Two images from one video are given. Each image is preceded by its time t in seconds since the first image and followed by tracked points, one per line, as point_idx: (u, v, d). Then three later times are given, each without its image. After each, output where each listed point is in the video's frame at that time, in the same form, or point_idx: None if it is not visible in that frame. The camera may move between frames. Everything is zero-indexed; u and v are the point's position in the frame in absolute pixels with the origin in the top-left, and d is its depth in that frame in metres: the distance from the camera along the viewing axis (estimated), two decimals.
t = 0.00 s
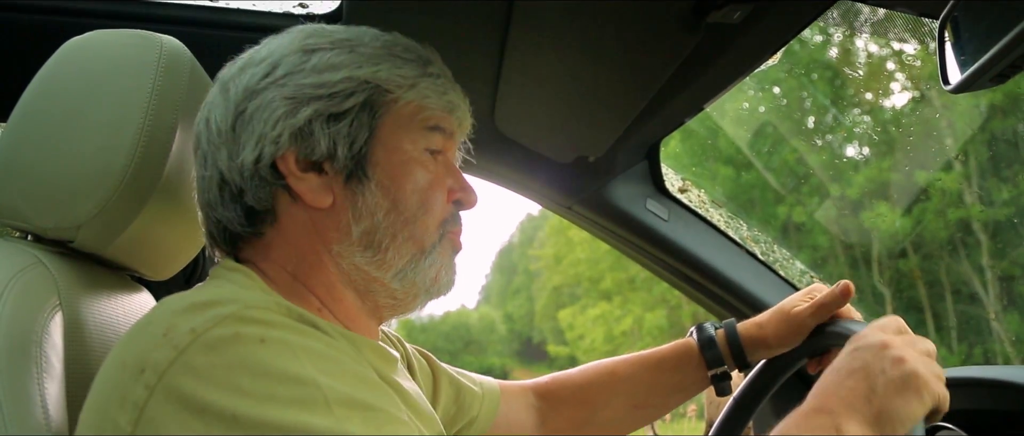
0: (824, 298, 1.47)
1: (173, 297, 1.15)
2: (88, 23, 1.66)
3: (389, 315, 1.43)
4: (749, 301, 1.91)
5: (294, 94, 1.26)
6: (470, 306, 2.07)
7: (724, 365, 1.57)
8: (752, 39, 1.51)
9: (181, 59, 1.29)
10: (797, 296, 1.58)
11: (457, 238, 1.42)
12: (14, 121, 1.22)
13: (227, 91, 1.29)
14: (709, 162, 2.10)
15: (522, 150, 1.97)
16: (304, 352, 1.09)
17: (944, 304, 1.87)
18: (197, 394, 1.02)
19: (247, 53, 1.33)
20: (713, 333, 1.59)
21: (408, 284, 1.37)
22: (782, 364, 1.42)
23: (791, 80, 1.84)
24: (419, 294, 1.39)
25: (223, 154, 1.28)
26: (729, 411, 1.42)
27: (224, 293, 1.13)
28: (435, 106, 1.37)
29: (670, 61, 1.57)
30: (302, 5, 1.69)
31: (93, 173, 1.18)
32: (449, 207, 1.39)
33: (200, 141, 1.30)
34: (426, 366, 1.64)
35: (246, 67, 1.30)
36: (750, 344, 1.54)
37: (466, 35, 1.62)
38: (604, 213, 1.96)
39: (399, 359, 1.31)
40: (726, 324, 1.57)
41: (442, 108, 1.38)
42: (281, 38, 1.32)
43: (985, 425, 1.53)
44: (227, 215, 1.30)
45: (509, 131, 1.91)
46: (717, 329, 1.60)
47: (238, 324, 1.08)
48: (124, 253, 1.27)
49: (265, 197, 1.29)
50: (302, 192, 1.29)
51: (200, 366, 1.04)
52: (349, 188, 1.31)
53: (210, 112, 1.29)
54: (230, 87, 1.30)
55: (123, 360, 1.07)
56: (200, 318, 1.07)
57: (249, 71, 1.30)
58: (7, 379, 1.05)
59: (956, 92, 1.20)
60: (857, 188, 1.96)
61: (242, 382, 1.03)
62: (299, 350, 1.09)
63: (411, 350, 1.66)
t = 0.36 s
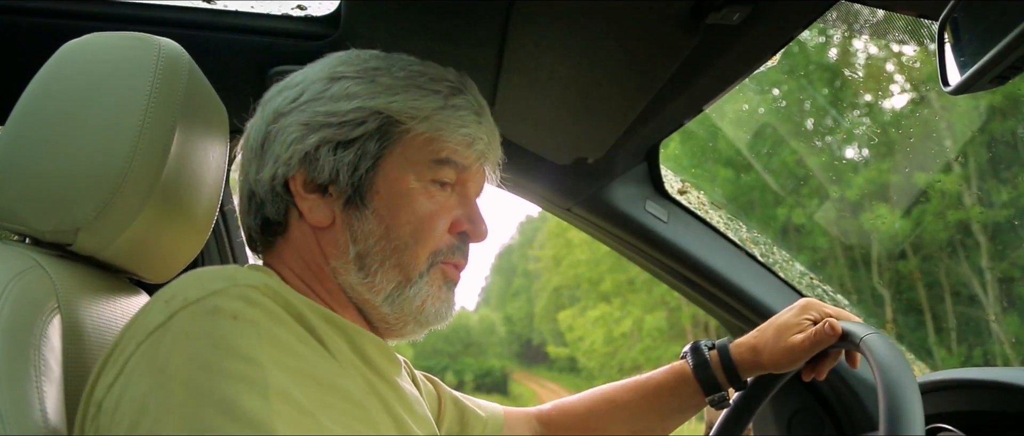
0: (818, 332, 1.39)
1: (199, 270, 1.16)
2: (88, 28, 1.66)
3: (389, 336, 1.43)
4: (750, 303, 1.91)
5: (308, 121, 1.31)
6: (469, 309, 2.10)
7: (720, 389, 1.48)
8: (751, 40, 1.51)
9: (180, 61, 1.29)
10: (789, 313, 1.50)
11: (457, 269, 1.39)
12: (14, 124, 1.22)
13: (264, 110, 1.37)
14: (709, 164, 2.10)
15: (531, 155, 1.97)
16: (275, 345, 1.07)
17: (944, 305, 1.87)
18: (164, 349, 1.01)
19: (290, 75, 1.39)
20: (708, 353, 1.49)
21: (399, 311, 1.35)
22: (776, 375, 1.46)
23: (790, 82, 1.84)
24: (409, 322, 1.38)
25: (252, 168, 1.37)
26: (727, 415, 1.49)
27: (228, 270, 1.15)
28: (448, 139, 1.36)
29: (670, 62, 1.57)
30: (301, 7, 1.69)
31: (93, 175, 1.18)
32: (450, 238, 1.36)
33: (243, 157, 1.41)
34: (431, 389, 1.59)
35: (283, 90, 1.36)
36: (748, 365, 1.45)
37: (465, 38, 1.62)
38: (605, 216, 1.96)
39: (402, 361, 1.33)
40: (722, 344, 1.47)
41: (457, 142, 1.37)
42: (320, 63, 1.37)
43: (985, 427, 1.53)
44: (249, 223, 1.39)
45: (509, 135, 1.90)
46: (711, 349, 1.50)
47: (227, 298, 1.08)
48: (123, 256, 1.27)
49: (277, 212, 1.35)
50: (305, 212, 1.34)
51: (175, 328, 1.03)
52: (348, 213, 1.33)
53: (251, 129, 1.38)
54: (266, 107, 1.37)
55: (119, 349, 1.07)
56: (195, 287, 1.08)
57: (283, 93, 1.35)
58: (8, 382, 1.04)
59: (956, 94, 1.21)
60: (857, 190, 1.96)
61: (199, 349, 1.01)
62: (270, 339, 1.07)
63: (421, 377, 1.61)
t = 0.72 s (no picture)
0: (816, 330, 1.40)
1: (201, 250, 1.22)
2: (87, 24, 1.65)
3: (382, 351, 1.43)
4: (749, 301, 1.91)
5: (308, 135, 1.36)
6: (470, 309, 2.10)
7: (719, 390, 1.48)
8: (751, 40, 1.51)
9: (180, 61, 1.29)
10: (786, 313, 1.51)
11: (439, 288, 1.36)
12: (15, 124, 1.22)
13: (281, 123, 1.44)
14: (709, 163, 2.10)
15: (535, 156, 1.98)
16: (209, 319, 1.07)
17: (944, 305, 1.87)
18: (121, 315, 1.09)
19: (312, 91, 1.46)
20: (706, 356, 1.49)
21: (376, 326, 1.35)
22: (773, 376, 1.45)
23: (790, 82, 1.84)
24: (388, 338, 1.37)
25: (265, 176, 1.44)
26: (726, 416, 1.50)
27: (216, 252, 1.21)
28: (440, 161, 1.34)
29: (670, 61, 1.57)
30: (301, 6, 1.68)
31: (94, 174, 1.18)
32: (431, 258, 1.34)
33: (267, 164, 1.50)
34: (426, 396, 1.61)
35: (298, 103, 1.42)
36: (746, 367, 1.45)
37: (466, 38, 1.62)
38: (605, 215, 1.96)
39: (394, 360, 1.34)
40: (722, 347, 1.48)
41: (448, 164, 1.35)
42: (337, 81, 1.42)
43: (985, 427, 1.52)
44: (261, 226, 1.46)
45: (509, 134, 1.91)
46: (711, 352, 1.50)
47: (189, 273, 1.13)
48: (123, 255, 1.27)
49: (282, 218, 1.42)
50: (300, 221, 1.39)
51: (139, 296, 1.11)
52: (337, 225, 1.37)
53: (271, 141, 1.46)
54: (284, 118, 1.44)
55: (103, 332, 1.08)
56: (177, 263, 1.16)
57: (298, 108, 1.41)
58: (8, 379, 1.05)
59: (956, 93, 1.21)
60: (857, 189, 1.96)
61: (136, 317, 1.06)
62: (204, 312, 1.08)
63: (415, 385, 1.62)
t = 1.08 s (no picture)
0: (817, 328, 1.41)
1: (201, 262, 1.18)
2: (87, 23, 1.65)
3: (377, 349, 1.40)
4: (749, 300, 1.91)
5: (314, 124, 1.33)
6: (470, 308, 2.10)
7: (720, 388, 1.47)
8: (750, 39, 1.51)
9: (180, 59, 1.29)
10: (785, 313, 1.52)
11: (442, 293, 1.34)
12: (14, 122, 1.22)
13: (284, 107, 1.40)
14: (709, 162, 2.09)
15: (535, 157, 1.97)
16: (207, 353, 1.02)
17: (944, 304, 1.87)
18: (113, 337, 1.06)
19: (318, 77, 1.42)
20: (708, 353, 1.48)
21: (376, 327, 1.32)
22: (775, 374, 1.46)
23: (790, 81, 1.84)
24: (387, 340, 1.33)
25: (264, 161, 1.41)
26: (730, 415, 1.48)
27: (213, 267, 1.15)
28: (451, 162, 1.30)
29: (668, 59, 1.57)
30: (301, 5, 1.68)
31: (93, 172, 1.18)
32: (436, 259, 1.30)
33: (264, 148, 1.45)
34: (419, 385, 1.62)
35: (306, 89, 1.39)
36: (748, 366, 1.45)
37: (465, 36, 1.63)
38: (605, 213, 1.96)
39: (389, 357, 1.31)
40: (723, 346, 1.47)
41: (459, 165, 1.30)
42: (343, 68, 1.39)
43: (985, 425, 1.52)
44: (258, 211, 1.43)
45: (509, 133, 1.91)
46: (711, 348, 1.50)
47: (183, 296, 1.08)
48: (123, 254, 1.27)
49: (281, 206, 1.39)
50: (301, 211, 1.36)
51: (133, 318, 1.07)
52: (341, 218, 1.34)
53: (271, 124, 1.42)
54: (288, 104, 1.40)
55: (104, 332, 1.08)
56: (173, 282, 1.11)
57: (303, 93, 1.38)
58: (8, 378, 1.05)
59: (956, 90, 1.20)
60: (857, 188, 1.96)
61: (129, 347, 1.03)
62: (202, 344, 1.03)
63: (407, 375, 1.63)
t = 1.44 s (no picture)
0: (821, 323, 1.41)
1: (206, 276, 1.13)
2: (87, 18, 1.66)
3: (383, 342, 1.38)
4: (749, 295, 1.91)
5: (320, 104, 1.24)
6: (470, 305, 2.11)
7: (720, 381, 1.51)
8: (750, 36, 1.51)
9: (180, 54, 1.28)
10: (787, 306, 1.51)
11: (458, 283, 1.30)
12: (14, 117, 1.22)
13: (281, 82, 1.30)
14: (709, 157, 2.08)
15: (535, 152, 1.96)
16: (254, 395, 0.96)
17: (944, 300, 1.90)
18: (130, 383, 0.96)
19: (314, 48, 1.32)
20: (710, 345, 1.51)
21: (388, 322, 1.29)
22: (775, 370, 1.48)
23: (790, 76, 1.83)
24: (399, 334, 1.31)
25: (260, 143, 1.31)
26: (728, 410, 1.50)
27: (229, 292, 1.07)
28: (469, 150, 1.25)
29: (666, 54, 1.57)
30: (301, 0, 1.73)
31: (93, 167, 1.18)
32: (451, 253, 1.26)
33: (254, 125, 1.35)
34: (416, 366, 1.58)
35: (304, 64, 1.30)
36: (751, 361, 1.47)
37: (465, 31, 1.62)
38: (606, 208, 1.96)
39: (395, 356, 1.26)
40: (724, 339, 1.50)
41: (478, 152, 1.25)
42: (347, 39, 1.29)
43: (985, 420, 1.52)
44: (252, 199, 1.34)
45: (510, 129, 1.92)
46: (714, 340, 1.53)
47: (209, 331, 0.99)
48: (124, 249, 1.27)
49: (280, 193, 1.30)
50: (304, 202, 1.28)
51: (152, 359, 0.98)
52: (349, 208, 1.26)
53: (266, 100, 1.32)
54: (284, 80, 1.30)
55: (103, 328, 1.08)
56: (188, 313, 1.02)
57: (303, 68, 1.29)
58: (7, 374, 1.04)
59: (956, 84, 1.20)
60: (857, 184, 1.96)
61: (162, 394, 0.93)
62: (248, 385, 0.96)
63: (405, 354, 1.59)
